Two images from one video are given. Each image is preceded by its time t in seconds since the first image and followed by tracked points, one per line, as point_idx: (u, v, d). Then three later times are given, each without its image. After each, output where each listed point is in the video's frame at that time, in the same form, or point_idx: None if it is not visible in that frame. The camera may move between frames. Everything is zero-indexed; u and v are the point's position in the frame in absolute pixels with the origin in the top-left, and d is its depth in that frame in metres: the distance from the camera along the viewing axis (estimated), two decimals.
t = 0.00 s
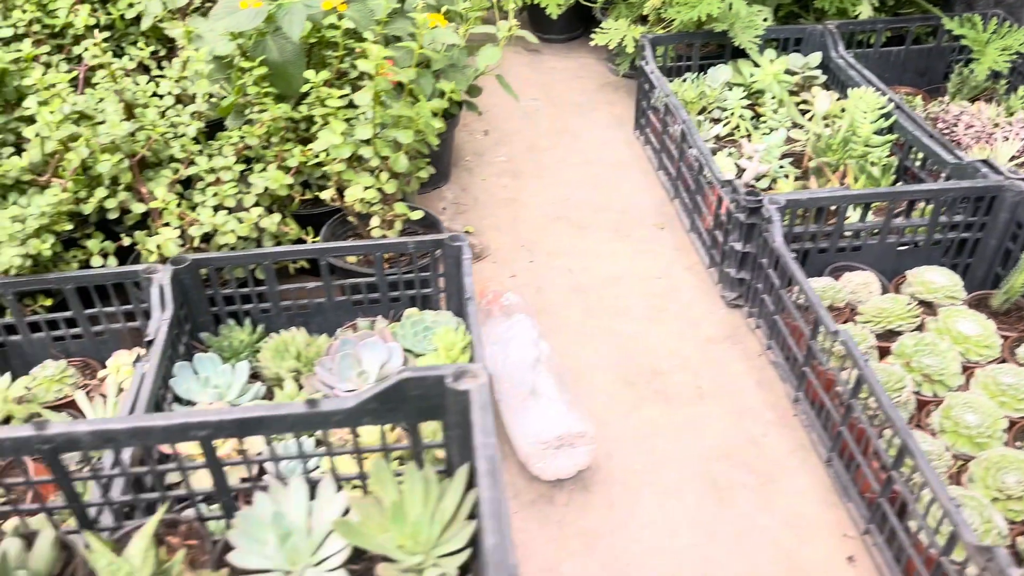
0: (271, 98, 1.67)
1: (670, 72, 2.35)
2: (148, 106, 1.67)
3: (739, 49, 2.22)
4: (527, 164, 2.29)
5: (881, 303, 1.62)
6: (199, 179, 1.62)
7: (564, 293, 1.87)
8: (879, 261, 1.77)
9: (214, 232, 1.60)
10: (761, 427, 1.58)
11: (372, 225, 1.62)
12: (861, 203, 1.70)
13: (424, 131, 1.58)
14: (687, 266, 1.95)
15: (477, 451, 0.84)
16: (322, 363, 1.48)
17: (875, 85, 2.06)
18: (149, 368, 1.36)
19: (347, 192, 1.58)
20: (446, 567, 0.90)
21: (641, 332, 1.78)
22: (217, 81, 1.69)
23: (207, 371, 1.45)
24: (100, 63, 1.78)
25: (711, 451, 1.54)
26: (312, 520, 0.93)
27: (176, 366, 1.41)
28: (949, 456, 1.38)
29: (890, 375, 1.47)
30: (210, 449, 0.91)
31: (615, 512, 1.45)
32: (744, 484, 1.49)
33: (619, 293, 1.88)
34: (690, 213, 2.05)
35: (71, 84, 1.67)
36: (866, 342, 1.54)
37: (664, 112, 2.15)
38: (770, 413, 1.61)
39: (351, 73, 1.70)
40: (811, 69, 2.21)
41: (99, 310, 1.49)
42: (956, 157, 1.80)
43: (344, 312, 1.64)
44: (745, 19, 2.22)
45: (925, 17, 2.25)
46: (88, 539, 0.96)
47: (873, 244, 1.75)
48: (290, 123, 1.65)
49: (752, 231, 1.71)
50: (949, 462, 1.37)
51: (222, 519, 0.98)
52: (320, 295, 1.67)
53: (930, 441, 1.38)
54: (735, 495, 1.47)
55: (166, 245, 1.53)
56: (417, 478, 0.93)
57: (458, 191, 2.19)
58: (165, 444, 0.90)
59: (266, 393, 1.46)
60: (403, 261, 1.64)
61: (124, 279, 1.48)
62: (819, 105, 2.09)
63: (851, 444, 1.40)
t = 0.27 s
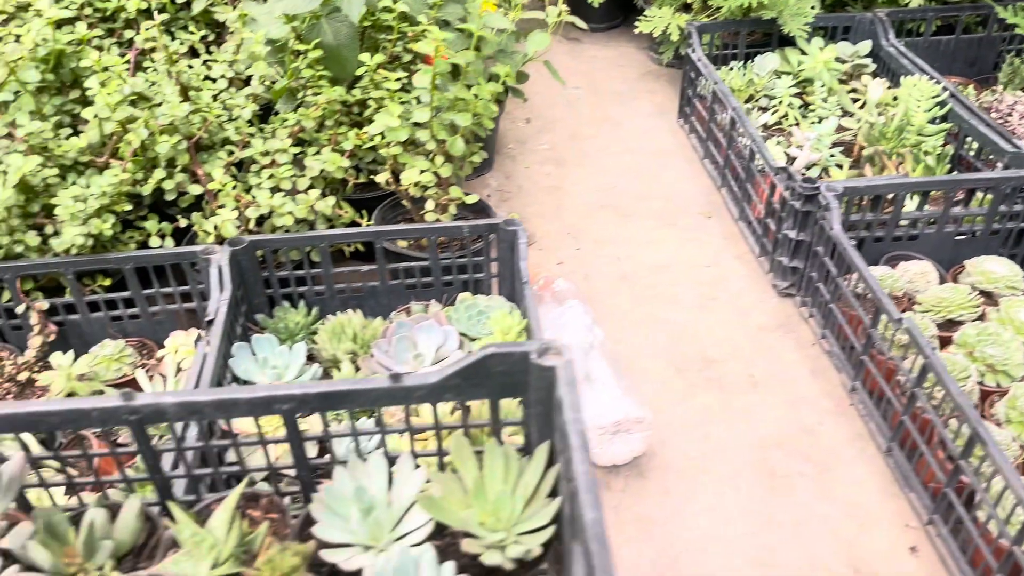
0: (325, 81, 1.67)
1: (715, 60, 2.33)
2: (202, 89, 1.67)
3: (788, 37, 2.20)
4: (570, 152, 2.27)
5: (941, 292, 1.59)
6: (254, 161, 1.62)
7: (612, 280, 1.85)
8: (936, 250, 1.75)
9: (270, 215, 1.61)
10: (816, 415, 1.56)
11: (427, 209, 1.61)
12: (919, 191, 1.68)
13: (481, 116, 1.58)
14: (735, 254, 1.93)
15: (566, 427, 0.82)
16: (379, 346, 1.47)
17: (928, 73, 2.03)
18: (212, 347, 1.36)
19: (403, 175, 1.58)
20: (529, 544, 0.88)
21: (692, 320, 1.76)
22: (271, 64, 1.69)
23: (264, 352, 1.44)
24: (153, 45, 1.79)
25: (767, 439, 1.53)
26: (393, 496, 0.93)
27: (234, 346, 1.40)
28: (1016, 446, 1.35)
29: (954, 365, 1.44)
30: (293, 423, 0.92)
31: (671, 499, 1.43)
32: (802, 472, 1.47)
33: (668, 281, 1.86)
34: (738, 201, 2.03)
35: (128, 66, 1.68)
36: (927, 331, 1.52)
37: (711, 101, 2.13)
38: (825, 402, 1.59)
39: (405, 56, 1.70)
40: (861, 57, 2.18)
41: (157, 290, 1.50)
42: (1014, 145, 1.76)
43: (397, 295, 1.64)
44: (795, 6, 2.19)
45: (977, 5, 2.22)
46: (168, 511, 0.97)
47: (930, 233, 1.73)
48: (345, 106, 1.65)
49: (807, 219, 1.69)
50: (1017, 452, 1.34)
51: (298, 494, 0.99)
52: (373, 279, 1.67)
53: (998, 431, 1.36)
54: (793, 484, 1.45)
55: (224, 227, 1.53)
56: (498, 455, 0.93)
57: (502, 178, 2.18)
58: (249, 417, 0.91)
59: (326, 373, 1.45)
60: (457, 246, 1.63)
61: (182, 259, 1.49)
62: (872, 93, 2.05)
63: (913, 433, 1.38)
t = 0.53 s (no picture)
0: (357, 71, 1.67)
1: (744, 53, 2.32)
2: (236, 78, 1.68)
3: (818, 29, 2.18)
4: (596, 145, 2.27)
5: (978, 286, 1.58)
6: (287, 150, 1.63)
7: (642, 273, 1.85)
8: (971, 244, 1.73)
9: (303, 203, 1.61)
10: (851, 409, 1.55)
11: (459, 199, 1.61)
12: (956, 184, 1.66)
13: (515, 106, 1.57)
14: (765, 248, 1.92)
15: (621, 413, 0.81)
16: (413, 336, 1.47)
17: (962, 66, 2.01)
18: (249, 333, 1.37)
19: (436, 165, 1.57)
20: (578, 531, 0.88)
21: (723, 313, 1.76)
22: (304, 53, 1.69)
23: (300, 340, 1.44)
24: (186, 34, 1.79)
25: (801, 433, 1.52)
26: (442, 481, 0.92)
27: (270, 334, 1.40)
28: None
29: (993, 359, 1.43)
30: (342, 407, 0.92)
31: (705, 492, 1.43)
32: (837, 466, 1.46)
33: (699, 274, 1.85)
34: (768, 195, 2.01)
35: (161, 55, 1.69)
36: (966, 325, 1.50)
37: (740, 94, 2.11)
38: (860, 396, 1.58)
39: (437, 46, 1.69)
40: (892, 50, 2.16)
41: (192, 278, 1.50)
42: None
43: (429, 286, 1.64)
44: None
45: None
46: (215, 495, 0.97)
47: (965, 227, 1.71)
48: (378, 96, 1.65)
49: (841, 213, 1.68)
50: None
51: (344, 479, 0.99)
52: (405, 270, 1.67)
53: None
54: (828, 477, 1.44)
55: (258, 215, 1.54)
56: (547, 442, 0.92)
57: (528, 171, 2.17)
58: (298, 400, 0.91)
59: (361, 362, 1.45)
60: (489, 236, 1.63)
61: (217, 248, 1.50)
62: (905, 87, 2.03)
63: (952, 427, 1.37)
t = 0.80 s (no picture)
0: (404, 58, 1.66)
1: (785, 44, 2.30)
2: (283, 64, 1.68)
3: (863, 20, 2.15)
4: (635, 135, 2.25)
5: None
6: (334, 136, 1.63)
7: (685, 264, 1.84)
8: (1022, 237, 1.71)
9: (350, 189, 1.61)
10: (900, 403, 1.53)
11: (506, 186, 1.60)
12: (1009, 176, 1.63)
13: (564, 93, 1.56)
14: (808, 241, 1.90)
15: (699, 396, 0.81)
16: (460, 322, 1.47)
17: (1011, 57, 1.98)
18: (301, 315, 1.37)
19: (484, 152, 1.57)
20: (648, 516, 0.87)
21: (768, 305, 1.74)
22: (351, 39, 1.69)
23: (349, 324, 1.45)
24: (232, 20, 1.80)
25: (850, 425, 1.50)
26: (510, 463, 0.92)
27: (320, 320, 1.42)
28: None
29: None
30: (411, 387, 0.93)
31: (753, 482, 1.42)
32: (888, 459, 1.45)
33: (742, 266, 1.84)
34: (812, 187, 2.00)
35: (209, 39, 1.69)
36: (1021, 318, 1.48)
37: (783, 85, 2.10)
38: (909, 390, 1.56)
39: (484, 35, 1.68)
40: (937, 42, 2.14)
41: (241, 262, 1.50)
42: None
43: (473, 273, 1.64)
44: None
45: None
46: (282, 473, 0.98)
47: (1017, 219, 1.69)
48: (425, 83, 1.65)
49: (890, 204, 1.66)
50: None
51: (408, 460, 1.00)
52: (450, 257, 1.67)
53: None
54: (879, 470, 1.43)
55: (307, 200, 1.54)
56: (615, 426, 0.92)
57: (567, 161, 2.15)
58: (368, 380, 0.91)
59: (410, 346, 1.46)
60: (535, 224, 1.63)
61: (266, 232, 1.50)
62: (953, 78, 2.00)
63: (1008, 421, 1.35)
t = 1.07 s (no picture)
0: (448, 46, 1.65)
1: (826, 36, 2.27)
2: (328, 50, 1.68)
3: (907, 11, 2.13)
4: (673, 126, 2.25)
5: None
6: (379, 123, 1.63)
7: (726, 255, 1.82)
8: None
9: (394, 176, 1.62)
10: (948, 397, 1.52)
11: (550, 174, 1.60)
12: None
13: (611, 82, 1.56)
14: (851, 234, 1.89)
15: (773, 381, 0.80)
16: (505, 310, 1.47)
17: None
18: (349, 300, 1.35)
19: (529, 139, 1.57)
20: (714, 502, 0.86)
21: (811, 297, 1.73)
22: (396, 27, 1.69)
23: (394, 310, 1.45)
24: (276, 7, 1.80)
25: (897, 419, 1.49)
26: (573, 448, 0.91)
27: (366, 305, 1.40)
28: None
29: None
30: (474, 369, 0.92)
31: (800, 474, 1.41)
32: (937, 453, 1.43)
33: (784, 258, 1.82)
34: (854, 180, 1.98)
35: (254, 25, 1.69)
36: None
37: (825, 77, 2.08)
38: (956, 385, 1.54)
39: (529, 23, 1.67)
40: (982, 35, 2.11)
41: (287, 247, 1.51)
42: None
43: (516, 262, 1.63)
44: None
45: None
46: (343, 454, 0.98)
47: None
48: (469, 71, 1.65)
49: (939, 197, 1.64)
50: None
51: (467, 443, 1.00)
52: (492, 245, 1.66)
53: None
54: (928, 464, 1.41)
55: (354, 186, 1.55)
56: (679, 412, 0.91)
57: (604, 151, 2.15)
58: (432, 361, 0.91)
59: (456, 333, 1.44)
60: (579, 213, 1.62)
61: (313, 217, 1.50)
62: (1000, 71, 1.97)
63: None
